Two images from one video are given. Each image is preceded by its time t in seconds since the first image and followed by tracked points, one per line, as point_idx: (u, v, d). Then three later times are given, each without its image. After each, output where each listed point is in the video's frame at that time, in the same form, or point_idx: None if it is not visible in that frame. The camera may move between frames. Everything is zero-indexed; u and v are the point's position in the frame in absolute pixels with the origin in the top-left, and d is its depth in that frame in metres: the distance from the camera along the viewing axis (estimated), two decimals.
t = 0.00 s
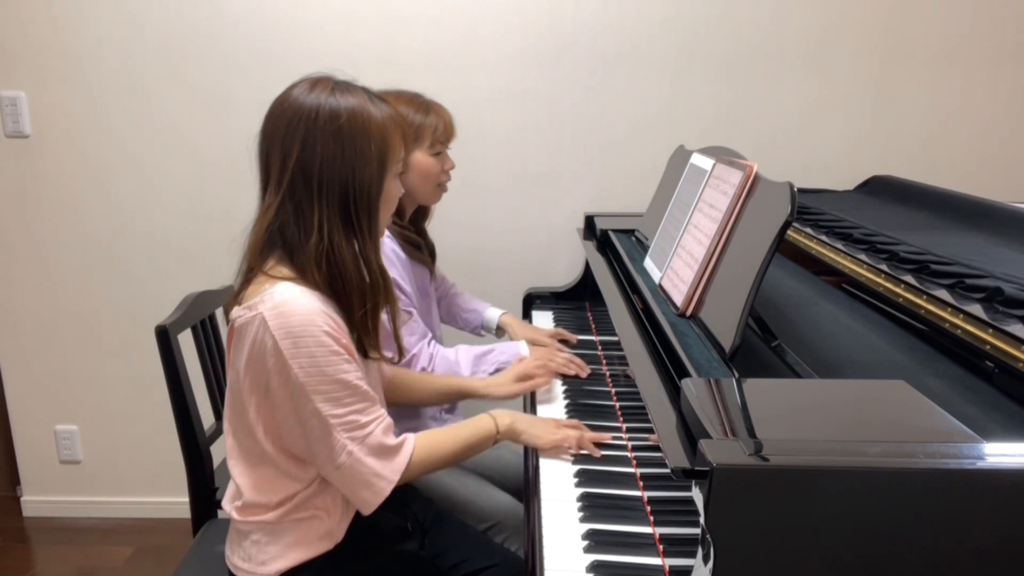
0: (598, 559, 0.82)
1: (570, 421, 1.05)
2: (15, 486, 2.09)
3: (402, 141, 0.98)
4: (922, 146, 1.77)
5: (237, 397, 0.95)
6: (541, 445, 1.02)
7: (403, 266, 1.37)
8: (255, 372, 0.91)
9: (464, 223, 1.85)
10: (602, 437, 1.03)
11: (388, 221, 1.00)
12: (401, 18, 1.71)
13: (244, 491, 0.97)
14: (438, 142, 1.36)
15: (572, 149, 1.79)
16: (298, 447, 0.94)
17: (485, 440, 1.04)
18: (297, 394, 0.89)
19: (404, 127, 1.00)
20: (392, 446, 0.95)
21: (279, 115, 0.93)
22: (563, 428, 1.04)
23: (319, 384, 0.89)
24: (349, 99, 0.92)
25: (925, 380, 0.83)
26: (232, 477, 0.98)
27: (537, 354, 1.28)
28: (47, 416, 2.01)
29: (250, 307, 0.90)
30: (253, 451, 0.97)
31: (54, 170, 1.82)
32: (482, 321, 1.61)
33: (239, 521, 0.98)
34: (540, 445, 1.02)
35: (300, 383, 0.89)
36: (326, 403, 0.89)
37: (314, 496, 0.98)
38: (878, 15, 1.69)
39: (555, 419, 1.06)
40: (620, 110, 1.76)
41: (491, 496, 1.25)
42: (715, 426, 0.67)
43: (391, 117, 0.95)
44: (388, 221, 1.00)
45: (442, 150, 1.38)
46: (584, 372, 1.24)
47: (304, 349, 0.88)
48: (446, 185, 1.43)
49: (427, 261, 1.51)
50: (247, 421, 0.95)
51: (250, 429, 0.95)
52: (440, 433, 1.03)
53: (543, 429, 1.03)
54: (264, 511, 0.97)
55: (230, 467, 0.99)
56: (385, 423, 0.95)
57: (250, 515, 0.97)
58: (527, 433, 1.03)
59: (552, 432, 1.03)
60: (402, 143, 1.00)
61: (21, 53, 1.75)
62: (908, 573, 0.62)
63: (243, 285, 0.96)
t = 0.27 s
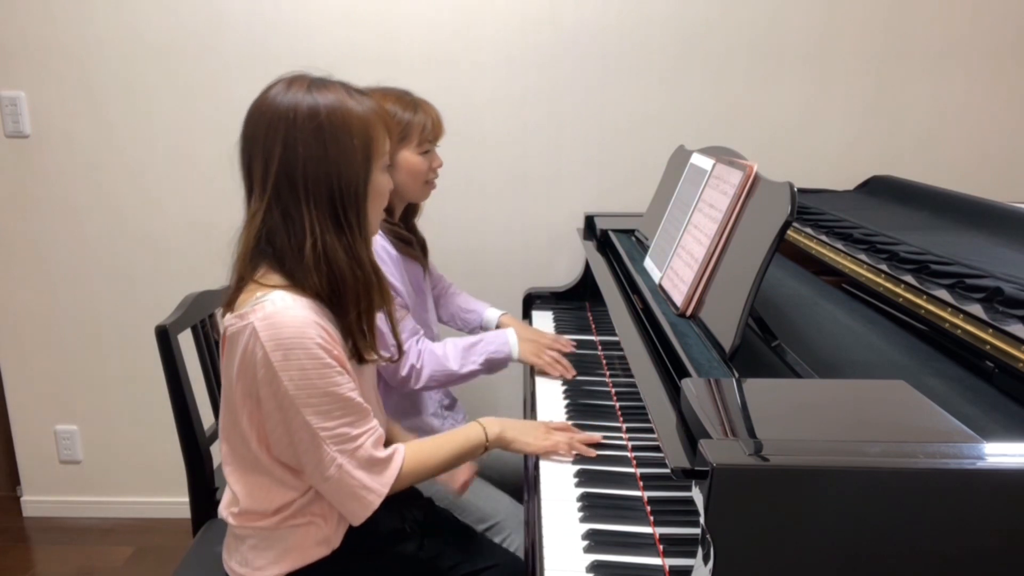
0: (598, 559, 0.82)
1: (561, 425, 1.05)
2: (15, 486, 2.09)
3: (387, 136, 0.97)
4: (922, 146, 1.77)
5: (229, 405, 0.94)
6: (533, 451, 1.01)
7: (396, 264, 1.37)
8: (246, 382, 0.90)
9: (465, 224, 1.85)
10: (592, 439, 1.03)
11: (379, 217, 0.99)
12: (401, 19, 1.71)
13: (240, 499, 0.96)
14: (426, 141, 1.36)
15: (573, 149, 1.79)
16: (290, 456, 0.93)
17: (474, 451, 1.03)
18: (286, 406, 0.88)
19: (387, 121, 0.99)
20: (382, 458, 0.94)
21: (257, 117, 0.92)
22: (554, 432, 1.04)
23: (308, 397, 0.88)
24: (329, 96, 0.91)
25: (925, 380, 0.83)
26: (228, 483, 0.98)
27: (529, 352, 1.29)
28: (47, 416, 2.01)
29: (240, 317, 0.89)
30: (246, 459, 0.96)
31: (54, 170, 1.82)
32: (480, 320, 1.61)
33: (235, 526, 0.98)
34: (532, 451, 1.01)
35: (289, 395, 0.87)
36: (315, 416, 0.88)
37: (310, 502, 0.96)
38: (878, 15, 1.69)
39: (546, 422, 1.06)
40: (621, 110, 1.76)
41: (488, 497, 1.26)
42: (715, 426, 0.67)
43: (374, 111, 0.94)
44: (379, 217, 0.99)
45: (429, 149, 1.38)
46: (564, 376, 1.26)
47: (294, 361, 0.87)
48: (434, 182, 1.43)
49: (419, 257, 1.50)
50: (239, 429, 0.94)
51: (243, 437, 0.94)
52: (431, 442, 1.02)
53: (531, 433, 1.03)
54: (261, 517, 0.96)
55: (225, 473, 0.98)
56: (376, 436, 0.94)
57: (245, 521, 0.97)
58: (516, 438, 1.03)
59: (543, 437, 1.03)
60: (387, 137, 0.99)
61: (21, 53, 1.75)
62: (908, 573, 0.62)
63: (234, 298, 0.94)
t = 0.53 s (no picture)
0: (598, 559, 0.82)
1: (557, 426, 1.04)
2: (15, 486, 2.09)
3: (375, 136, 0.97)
4: (922, 145, 1.77)
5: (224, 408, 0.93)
6: (532, 455, 1.01)
7: (382, 262, 1.38)
8: (240, 386, 0.89)
9: (465, 224, 1.85)
10: (588, 440, 1.03)
11: (369, 219, 0.99)
12: (401, 19, 1.71)
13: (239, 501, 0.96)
14: (413, 146, 1.36)
15: (572, 150, 1.79)
16: (286, 459, 0.92)
17: (473, 455, 1.02)
18: (279, 411, 0.88)
19: (376, 119, 0.98)
20: (375, 466, 0.93)
21: (243, 117, 0.92)
22: (552, 434, 1.03)
23: (301, 403, 0.87)
24: (313, 95, 0.91)
25: (925, 380, 0.83)
26: (226, 486, 0.98)
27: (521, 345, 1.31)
28: (47, 416, 2.01)
29: (234, 321, 0.89)
30: (244, 463, 0.96)
31: (54, 170, 1.82)
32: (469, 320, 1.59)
33: (235, 528, 0.98)
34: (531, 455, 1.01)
35: (282, 400, 0.87)
36: (308, 422, 0.88)
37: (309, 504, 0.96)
38: (878, 15, 1.69)
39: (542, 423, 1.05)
40: (620, 110, 1.76)
41: (489, 496, 1.27)
42: (715, 426, 0.67)
43: (360, 110, 0.94)
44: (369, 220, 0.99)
45: (415, 154, 1.38)
46: (550, 377, 1.27)
47: (287, 366, 0.87)
48: (418, 186, 1.43)
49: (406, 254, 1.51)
50: (236, 433, 0.94)
51: (239, 440, 0.94)
52: (426, 448, 1.00)
53: (529, 437, 1.02)
54: (261, 519, 0.96)
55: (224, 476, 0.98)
56: (370, 443, 0.93)
57: (244, 523, 0.97)
58: (513, 442, 1.02)
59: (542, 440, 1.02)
60: (377, 135, 0.98)
61: (21, 53, 1.75)
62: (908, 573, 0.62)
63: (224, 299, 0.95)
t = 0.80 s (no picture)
0: (598, 559, 0.82)
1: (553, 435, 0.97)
2: (15, 486, 2.09)
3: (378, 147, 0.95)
4: (922, 145, 1.77)
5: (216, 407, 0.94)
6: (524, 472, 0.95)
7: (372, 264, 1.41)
8: (225, 385, 0.90)
9: (465, 224, 1.85)
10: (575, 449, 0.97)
11: (361, 228, 0.97)
12: (401, 19, 1.71)
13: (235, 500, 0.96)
14: (404, 143, 1.35)
15: (572, 150, 1.79)
16: (271, 460, 0.92)
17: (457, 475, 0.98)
18: (261, 411, 0.88)
19: (384, 130, 0.97)
20: (355, 474, 0.91)
21: (247, 114, 0.93)
22: (547, 446, 0.96)
23: (281, 404, 0.87)
24: (317, 99, 0.91)
25: (925, 380, 0.83)
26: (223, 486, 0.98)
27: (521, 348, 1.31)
28: (47, 416, 2.01)
29: (221, 319, 0.89)
30: (237, 463, 0.96)
31: (54, 170, 1.82)
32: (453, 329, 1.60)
33: (232, 528, 0.98)
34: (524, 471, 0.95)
35: (263, 400, 0.87)
36: (288, 423, 0.87)
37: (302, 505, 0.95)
38: (878, 15, 1.69)
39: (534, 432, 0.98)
40: (620, 110, 1.76)
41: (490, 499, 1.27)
42: (715, 426, 0.67)
43: (365, 120, 0.93)
44: (362, 228, 0.98)
45: (407, 152, 1.38)
46: (550, 377, 1.27)
47: (268, 365, 0.87)
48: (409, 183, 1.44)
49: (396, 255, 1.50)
50: (226, 433, 0.94)
51: (229, 439, 0.94)
52: (411, 460, 0.98)
53: (523, 458, 0.96)
54: (258, 520, 0.96)
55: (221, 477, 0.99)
56: (353, 450, 0.92)
57: (241, 524, 0.97)
58: (505, 462, 0.96)
59: (536, 452, 0.96)
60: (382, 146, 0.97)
61: (22, 53, 1.75)
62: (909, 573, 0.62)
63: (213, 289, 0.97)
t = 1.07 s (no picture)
0: (598, 559, 0.82)
1: (547, 454, 0.96)
2: (15, 486, 2.09)
3: (384, 156, 0.94)
4: (922, 145, 1.77)
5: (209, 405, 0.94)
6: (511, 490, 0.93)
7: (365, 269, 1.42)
8: (214, 383, 0.90)
9: (465, 223, 1.85)
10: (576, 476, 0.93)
11: (360, 237, 0.96)
12: (402, 18, 1.71)
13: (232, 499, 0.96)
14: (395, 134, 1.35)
15: (572, 150, 1.79)
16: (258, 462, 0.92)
17: (442, 488, 0.97)
18: (248, 412, 0.88)
19: (392, 139, 0.95)
20: (338, 482, 0.92)
21: (258, 114, 0.94)
22: (537, 463, 0.95)
23: (268, 406, 0.87)
24: (324, 104, 0.91)
25: (925, 380, 0.83)
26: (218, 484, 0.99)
27: (510, 342, 1.35)
28: (47, 416, 2.01)
29: (214, 317, 0.90)
30: (229, 462, 0.96)
31: (54, 170, 1.82)
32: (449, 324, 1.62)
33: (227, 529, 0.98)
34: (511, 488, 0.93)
35: (249, 401, 0.87)
36: (273, 425, 0.88)
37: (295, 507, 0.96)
38: (878, 14, 1.69)
39: (528, 451, 0.97)
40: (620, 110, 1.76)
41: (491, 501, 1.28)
42: (715, 426, 0.67)
43: (372, 129, 0.92)
44: (361, 238, 0.96)
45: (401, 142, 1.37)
46: (551, 377, 1.27)
47: (257, 366, 0.87)
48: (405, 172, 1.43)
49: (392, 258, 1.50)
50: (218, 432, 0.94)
51: (221, 439, 0.94)
52: (399, 469, 0.98)
53: (510, 475, 0.94)
54: (253, 521, 0.97)
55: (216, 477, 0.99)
56: (338, 458, 0.92)
57: (236, 525, 0.97)
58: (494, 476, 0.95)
59: (523, 470, 0.94)
60: (391, 155, 0.96)
61: (22, 52, 1.75)
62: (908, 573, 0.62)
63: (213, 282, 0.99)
